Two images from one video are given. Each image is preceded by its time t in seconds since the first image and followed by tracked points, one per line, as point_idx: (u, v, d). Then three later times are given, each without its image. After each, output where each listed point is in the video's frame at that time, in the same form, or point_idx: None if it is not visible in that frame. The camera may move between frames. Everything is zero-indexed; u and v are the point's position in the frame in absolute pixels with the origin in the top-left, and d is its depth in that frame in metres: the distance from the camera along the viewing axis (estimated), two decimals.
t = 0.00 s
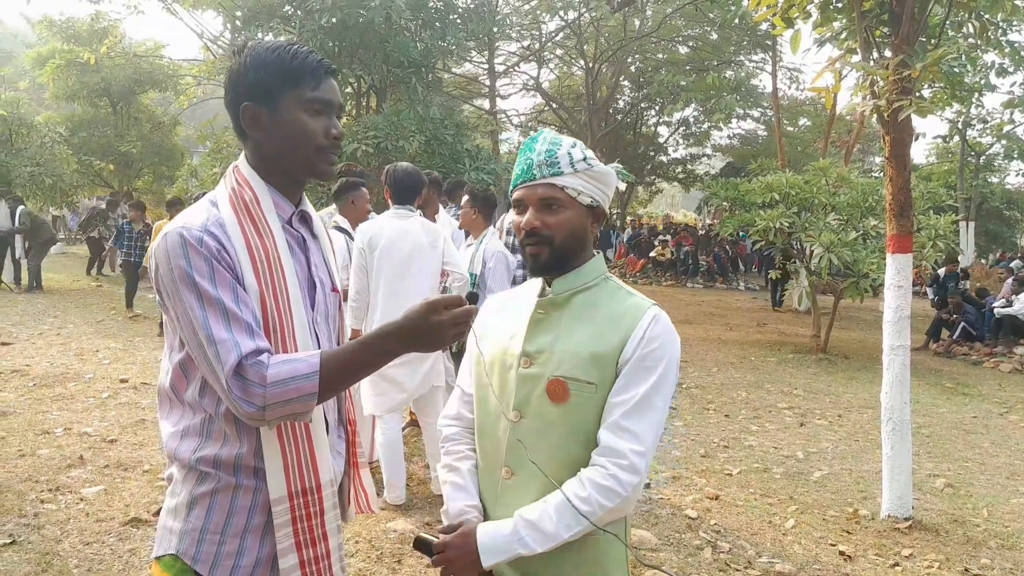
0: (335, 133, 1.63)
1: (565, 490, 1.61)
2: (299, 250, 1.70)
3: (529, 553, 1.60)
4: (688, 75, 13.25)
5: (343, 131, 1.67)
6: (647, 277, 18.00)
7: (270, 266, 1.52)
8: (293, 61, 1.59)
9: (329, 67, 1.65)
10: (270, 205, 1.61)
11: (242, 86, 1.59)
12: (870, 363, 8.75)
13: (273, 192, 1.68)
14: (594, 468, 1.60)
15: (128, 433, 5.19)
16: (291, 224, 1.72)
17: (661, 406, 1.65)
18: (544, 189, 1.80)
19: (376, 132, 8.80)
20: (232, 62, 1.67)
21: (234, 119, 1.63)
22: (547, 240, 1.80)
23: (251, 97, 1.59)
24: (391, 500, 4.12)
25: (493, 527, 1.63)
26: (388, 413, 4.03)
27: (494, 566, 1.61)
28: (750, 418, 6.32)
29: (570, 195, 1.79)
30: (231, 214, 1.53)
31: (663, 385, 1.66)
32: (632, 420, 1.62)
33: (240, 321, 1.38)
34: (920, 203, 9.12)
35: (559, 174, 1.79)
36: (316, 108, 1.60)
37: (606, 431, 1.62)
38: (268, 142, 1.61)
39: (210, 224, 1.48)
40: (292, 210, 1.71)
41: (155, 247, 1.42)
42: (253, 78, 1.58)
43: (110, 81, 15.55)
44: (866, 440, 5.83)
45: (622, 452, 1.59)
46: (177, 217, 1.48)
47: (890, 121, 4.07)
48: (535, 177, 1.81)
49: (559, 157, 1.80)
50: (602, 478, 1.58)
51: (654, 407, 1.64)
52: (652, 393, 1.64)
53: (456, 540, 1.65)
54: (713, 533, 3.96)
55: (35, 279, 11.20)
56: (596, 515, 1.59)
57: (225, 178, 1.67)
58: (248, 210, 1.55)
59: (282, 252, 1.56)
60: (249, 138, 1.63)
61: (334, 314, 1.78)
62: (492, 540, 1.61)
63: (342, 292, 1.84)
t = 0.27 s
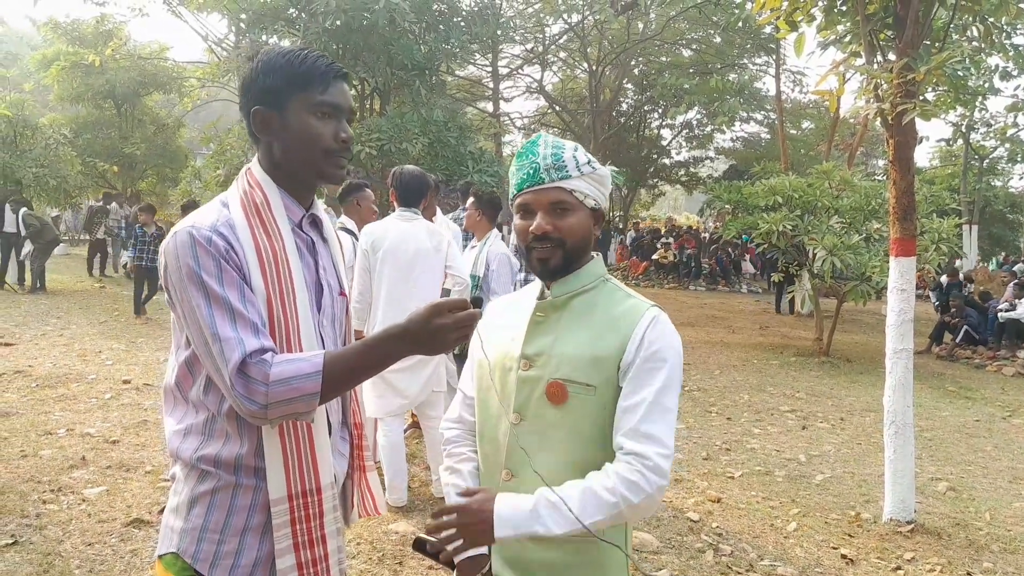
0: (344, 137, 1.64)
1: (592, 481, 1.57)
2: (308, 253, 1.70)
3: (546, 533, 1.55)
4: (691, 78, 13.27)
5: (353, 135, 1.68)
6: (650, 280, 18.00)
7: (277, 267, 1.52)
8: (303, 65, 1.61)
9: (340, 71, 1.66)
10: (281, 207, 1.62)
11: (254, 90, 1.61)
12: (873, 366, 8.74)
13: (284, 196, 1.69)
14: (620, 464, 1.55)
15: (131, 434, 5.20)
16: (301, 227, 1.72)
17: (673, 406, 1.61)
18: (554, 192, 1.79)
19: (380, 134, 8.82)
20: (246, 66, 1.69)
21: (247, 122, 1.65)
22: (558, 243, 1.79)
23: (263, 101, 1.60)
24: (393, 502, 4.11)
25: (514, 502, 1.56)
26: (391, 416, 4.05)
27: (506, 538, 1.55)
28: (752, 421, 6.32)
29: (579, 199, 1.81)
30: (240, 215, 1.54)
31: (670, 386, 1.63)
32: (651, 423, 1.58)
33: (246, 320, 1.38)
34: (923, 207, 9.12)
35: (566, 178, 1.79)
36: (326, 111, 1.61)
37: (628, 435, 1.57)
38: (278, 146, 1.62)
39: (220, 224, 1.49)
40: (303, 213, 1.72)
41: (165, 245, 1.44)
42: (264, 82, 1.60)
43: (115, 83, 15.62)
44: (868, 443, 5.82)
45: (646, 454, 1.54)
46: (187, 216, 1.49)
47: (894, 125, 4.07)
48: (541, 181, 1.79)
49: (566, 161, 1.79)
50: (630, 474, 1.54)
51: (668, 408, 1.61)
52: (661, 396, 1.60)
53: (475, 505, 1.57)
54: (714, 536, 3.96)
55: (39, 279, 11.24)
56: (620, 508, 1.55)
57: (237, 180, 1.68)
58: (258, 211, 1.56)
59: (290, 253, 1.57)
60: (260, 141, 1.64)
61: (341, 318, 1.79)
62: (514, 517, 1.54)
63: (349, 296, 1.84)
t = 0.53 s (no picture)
0: (352, 140, 1.64)
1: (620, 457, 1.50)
2: (317, 256, 1.71)
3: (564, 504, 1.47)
4: (694, 80, 13.28)
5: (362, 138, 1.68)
6: (652, 282, 18.00)
7: (286, 268, 1.53)
8: (313, 69, 1.62)
9: (350, 75, 1.67)
10: (291, 210, 1.62)
11: (265, 94, 1.63)
12: (876, 369, 8.73)
13: (294, 199, 1.69)
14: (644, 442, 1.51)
15: (134, 435, 5.21)
16: (311, 229, 1.73)
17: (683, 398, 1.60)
18: (557, 195, 1.79)
19: (382, 136, 8.83)
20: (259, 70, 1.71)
21: (259, 127, 1.67)
22: (560, 247, 1.80)
23: (273, 105, 1.62)
24: (396, 504, 4.12)
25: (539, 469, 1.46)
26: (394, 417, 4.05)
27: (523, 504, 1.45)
28: (755, 424, 6.31)
29: (581, 203, 1.81)
30: (250, 215, 1.55)
31: (678, 378, 1.62)
32: (670, 407, 1.55)
33: (252, 318, 1.39)
34: (926, 210, 9.11)
35: (571, 181, 1.79)
36: (334, 115, 1.62)
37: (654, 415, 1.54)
38: (287, 150, 1.64)
39: (230, 224, 1.50)
40: (312, 215, 1.73)
41: (174, 242, 1.45)
42: (274, 86, 1.61)
43: (119, 85, 15.66)
44: (871, 446, 5.81)
45: (674, 436, 1.52)
46: (198, 216, 1.50)
47: (898, 127, 4.07)
48: (547, 184, 1.79)
49: (570, 164, 1.80)
50: (658, 454, 1.49)
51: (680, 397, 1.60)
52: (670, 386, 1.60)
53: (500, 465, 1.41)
54: (717, 538, 3.95)
55: (42, 281, 11.26)
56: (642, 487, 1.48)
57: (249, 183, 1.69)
58: (269, 213, 1.57)
59: (298, 255, 1.57)
60: (271, 145, 1.66)
61: (348, 321, 1.79)
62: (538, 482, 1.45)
63: (357, 299, 1.84)
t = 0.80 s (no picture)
0: (356, 136, 1.63)
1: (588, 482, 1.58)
2: (322, 253, 1.70)
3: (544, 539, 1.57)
4: (696, 77, 13.26)
5: (368, 135, 1.67)
6: (653, 280, 18.00)
7: (290, 264, 1.52)
8: (318, 65, 1.62)
9: (355, 71, 1.67)
10: (297, 206, 1.62)
11: (271, 91, 1.63)
12: (877, 367, 8.72)
13: (301, 196, 1.69)
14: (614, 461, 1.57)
15: (136, 432, 5.21)
16: (317, 227, 1.73)
17: (671, 401, 1.63)
18: (556, 189, 1.79)
19: (384, 133, 8.82)
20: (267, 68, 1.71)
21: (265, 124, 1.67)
22: (558, 240, 1.79)
23: (279, 102, 1.62)
24: (398, 501, 4.12)
25: (509, 511, 1.59)
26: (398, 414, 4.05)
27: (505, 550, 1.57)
28: (757, 421, 6.31)
29: (580, 197, 1.80)
30: (256, 211, 1.55)
31: (672, 381, 1.64)
32: (647, 417, 1.59)
33: (255, 313, 1.39)
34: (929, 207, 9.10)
35: (570, 176, 1.79)
36: (338, 111, 1.61)
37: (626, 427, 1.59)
38: (293, 147, 1.64)
39: (235, 220, 1.50)
40: (319, 212, 1.72)
41: (179, 237, 1.45)
42: (279, 83, 1.61)
43: (120, 82, 15.67)
44: (873, 444, 5.81)
45: (642, 447, 1.56)
46: (203, 211, 1.51)
47: (900, 125, 4.06)
48: (546, 178, 1.79)
49: (570, 157, 1.79)
50: (626, 469, 1.55)
51: (666, 403, 1.63)
52: (660, 391, 1.63)
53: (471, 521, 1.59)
54: (720, 536, 3.95)
55: (44, 278, 11.26)
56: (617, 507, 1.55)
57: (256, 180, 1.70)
58: (274, 209, 1.57)
59: (303, 251, 1.57)
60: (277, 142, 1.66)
61: (354, 319, 1.78)
62: (508, 524, 1.57)
63: (363, 297, 1.84)
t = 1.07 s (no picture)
0: (359, 134, 1.62)
1: (579, 492, 1.62)
2: (327, 252, 1.70)
3: (543, 557, 1.61)
4: (697, 76, 13.25)
5: (373, 134, 1.67)
6: (654, 279, 17.99)
7: (293, 263, 1.53)
8: (322, 66, 1.62)
9: (359, 70, 1.66)
10: (302, 206, 1.62)
11: (278, 92, 1.64)
12: (878, 365, 8.72)
13: (308, 195, 1.69)
14: (604, 470, 1.62)
15: (138, 430, 5.22)
16: (323, 226, 1.72)
17: (662, 405, 1.67)
18: (558, 189, 1.79)
19: (385, 132, 8.83)
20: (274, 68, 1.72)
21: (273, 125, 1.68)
22: (558, 240, 1.79)
23: (284, 103, 1.63)
24: (399, 499, 4.12)
25: (505, 533, 1.63)
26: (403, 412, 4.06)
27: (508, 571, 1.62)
28: (758, 420, 6.31)
29: (583, 197, 1.80)
30: (260, 210, 1.55)
31: (666, 382, 1.68)
32: (638, 420, 1.64)
33: (257, 312, 1.40)
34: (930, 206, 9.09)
35: (572, 175, 1.79)
36: (341, 109, 1.61)
37: (613, 433, 1.64)
38: (298, 147, 1.64)
39: (239, 219, 1.51)
40: (325, 212, 1.72)
41: (184, 236, 1.46)
42: (284, 83, 1.62)
43: (121, 81, 15.67)
44: (874, 442, 5.81)
45: (629, 453, 1.62)
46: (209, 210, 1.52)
47: (902, 123, 4.05)
48: (548, 177, 1.79)
49: (574, 158, 1.79)
50: (613, 480, 1.61)
51: (657, 405, 1.66)
52: (653, 394, 1.66)
53: (468, 550, 1.64)
54: (721, 534, 3.95)
55: (45, 276, 11.26)
56: (610, 517, 1.62)
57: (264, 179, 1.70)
58: (279, 208, 1.58)
59: (307, 250, 1.57)
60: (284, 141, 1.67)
61: (360, 318, 1.78)
62: (505, 544, 1.61)
63: (369, 296, 1.83)
